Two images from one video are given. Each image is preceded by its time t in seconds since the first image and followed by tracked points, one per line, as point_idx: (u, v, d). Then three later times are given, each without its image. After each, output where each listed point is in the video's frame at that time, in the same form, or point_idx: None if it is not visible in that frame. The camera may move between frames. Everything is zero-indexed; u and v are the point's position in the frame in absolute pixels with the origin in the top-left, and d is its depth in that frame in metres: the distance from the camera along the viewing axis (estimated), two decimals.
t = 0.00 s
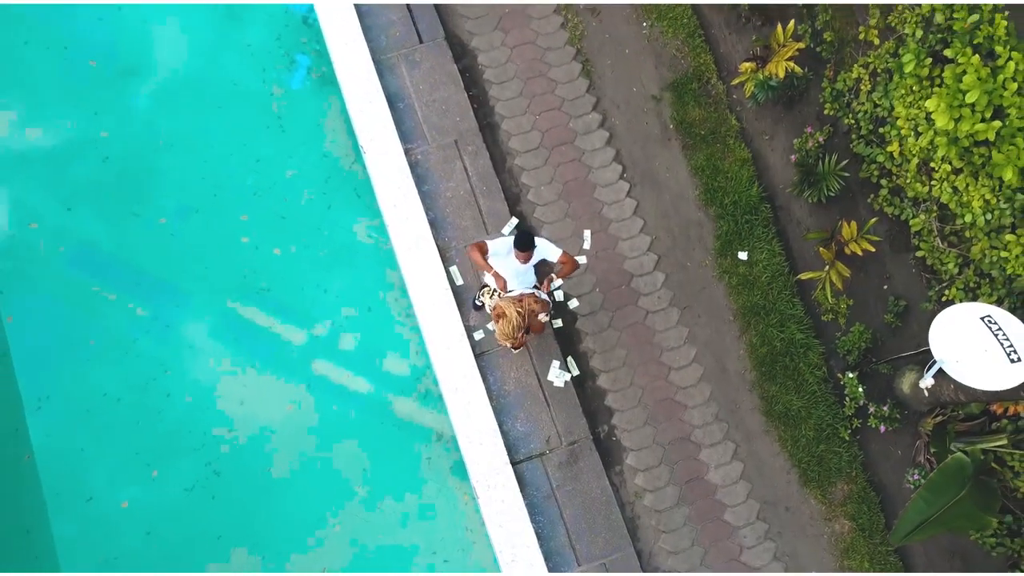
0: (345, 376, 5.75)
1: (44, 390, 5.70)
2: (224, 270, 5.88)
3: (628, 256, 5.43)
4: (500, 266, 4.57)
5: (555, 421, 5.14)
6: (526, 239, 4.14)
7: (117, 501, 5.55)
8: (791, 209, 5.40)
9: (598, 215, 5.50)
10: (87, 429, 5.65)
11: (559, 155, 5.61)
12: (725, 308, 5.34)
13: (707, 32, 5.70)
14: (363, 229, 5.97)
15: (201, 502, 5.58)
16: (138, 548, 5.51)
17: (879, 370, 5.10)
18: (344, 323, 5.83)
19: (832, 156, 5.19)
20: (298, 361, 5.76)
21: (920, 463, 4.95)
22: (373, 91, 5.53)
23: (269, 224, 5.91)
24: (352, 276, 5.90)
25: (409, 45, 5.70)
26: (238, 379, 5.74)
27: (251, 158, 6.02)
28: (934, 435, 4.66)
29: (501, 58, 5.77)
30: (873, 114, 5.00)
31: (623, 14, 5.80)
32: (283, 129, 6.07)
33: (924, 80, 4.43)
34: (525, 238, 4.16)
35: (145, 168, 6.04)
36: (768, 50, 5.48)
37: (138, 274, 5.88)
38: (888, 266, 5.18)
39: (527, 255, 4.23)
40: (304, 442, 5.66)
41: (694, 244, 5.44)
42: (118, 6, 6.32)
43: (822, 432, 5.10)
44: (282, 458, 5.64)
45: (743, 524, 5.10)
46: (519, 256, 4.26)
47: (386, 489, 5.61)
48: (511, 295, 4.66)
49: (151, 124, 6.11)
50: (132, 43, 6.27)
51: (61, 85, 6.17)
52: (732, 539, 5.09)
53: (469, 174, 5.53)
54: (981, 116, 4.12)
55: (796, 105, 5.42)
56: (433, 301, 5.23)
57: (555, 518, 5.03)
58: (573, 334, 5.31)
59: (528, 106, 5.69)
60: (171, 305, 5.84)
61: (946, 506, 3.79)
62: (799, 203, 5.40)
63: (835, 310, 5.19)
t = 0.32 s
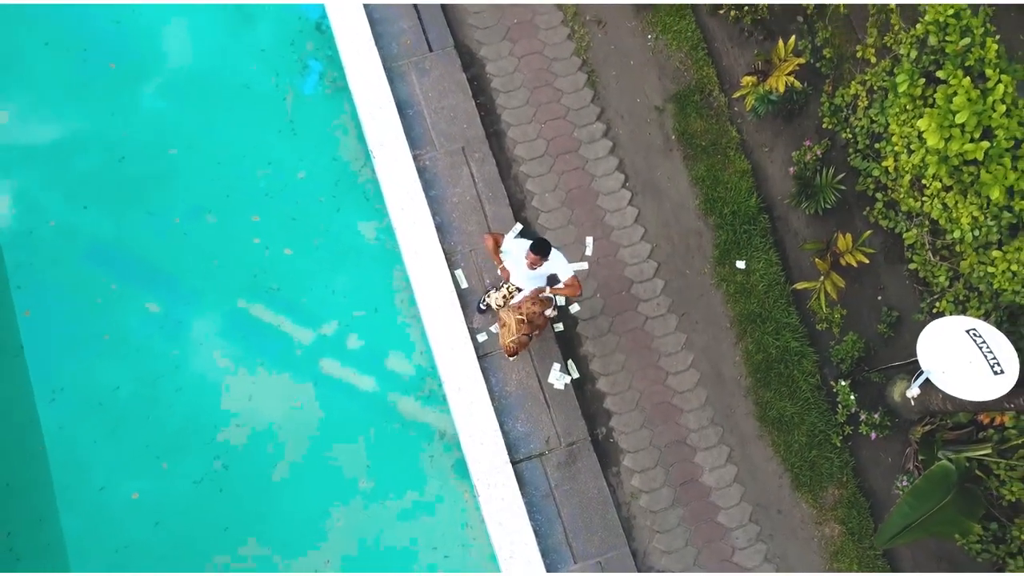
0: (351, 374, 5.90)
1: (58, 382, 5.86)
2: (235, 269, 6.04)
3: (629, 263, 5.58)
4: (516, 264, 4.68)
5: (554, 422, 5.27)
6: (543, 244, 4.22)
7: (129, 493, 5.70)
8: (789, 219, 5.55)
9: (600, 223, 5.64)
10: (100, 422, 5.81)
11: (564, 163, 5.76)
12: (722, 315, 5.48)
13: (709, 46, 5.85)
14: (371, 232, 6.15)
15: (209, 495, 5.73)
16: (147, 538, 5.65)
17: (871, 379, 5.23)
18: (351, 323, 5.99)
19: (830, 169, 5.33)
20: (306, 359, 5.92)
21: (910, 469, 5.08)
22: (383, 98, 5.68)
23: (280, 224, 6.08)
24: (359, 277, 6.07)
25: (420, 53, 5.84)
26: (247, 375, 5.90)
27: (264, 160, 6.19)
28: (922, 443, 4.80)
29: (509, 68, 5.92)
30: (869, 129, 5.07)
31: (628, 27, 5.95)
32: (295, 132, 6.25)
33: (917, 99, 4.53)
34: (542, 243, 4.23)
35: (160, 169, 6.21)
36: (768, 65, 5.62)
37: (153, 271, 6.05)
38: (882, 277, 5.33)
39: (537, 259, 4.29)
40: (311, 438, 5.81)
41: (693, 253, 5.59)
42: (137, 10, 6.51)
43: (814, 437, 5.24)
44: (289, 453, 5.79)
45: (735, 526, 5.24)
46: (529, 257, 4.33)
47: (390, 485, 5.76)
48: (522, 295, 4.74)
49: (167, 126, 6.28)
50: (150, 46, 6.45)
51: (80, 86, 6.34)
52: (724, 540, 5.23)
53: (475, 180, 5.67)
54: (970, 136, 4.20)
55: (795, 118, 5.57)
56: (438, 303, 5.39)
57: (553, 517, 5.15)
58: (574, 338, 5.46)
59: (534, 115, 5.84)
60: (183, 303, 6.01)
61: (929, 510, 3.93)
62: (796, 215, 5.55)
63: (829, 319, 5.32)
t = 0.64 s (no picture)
0: (358, 373, 6.07)
1: (73, 376, 6.04)
2: (247, 268, 6.22)
3: (630, 269, 5.73)
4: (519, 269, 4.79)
5: (554, 424, 5.43)
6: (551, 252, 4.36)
7: (140, 483, 5.87)
8: (787, 231, 5.70)
9: (603, 230, 5.80)
10: (113, 413, 5.98)
11: (568, 171, 5.91)
12: (720, 323, 5.64)
13: (713, 60, 6.00)
14: (380, 235, 6.33)
15: (218, 487, 5.89)
16: (156, 529, 5.82)
17: (863, 388, 5.38)
18: (359, 323, 6.16)
19: (827, 183, 5.47)
20: (314, 357, 6.09)
21: (899, 476, 5.23)
22: (395, 104, 5.82)
23: (292, 226, 6.26)
24: (368, 278, 6.24)
25: (430, 61, 6.00)
26: (257, 372, 6.07)
27: (277, 163, 6.37)
28: (911, 451, 4.97)
29: (517, 78, 6.08)
30: (866, 145, 5.19)
31: (634, 40, 6.11)
32: (308, 137, 6.43)
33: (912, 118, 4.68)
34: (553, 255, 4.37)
35: (176, 169, 6.39)
36: (770, 80, 5.77)
37: (167, 268, 6.23)
38: (876, 288, 5.47)
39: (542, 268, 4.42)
40: (318, 434, 5.98)
41: (693, 261, 5.74)
42: (157, 15, 6.69)
43: (807, 444, 5.39)
44: (296, 448, 5.96)
45: (728, 528, 5.39)
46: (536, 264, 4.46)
47: (394, 482, 5.92)
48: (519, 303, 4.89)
49: (183, 128, 6.46)
50: (170, 49, 6.63)
51: (100, 88, 6.52)
52: (717, 541, 5.38)
53: (482, 187, 5.82)
54: (960, 156, 4.32)
55: (795, 132, 5.72)
56: (444, 305, 5.53)
57: (550, 515, 5.31)
58: (575, 342, 5.62)
59: (540, 124, 6.00)
60: (196, 300, 6.18)
61: (912, 515, 4.08)
62: (794, 226, 5.70)
63: (824, 329, 5.45)
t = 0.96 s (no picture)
0: (365, 371, 6.24)
1: (88, 367, 6.22)
2: (258, 267, 6.39)
3: (631, 276, 5.89)
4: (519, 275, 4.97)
5: (554, 425, 5.59)
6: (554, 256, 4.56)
7: (151, 474, 6.06)
8: (786, 242, 5.85)
9: (606, 238, 5.95)
10: (127, 405, 6.17)
11: (574, 179, 6.07)
12: (718, 331, 5.79)
13: (717, 73, 6.16)
14: (388, 237, 6.50)
15: (226, 480, 6.07)
16: (166, 518, 6.00)
17: (856, 397, 5.53)
18: (366, 323, 6.34)
19: (826, 197, 5.62)
20: (322, 356, 6.26)
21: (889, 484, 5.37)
22: (406, 111, 5.99)
23: (304, 228, 6.44)
24: (376, 279, 6.42)
25: (442, 70, 6.16)
26: (266, 368, 6.24)
27: (290, 166, 6.55)
28: (902, 459, 5.09)
29: (526, 87, 6.24)
30: (864, 161, 5.33)
31: (641, 52, 6.26)
32: (321, 140, 6.61)
33: (907, 138, 4.81)
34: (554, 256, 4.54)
35: (191, 168, 6.57)
36: (773, 94, 5.91)
37: (181, 265, 6.41)
38: (871, 300, 5.62)
39: (542, 271, 4.58)
40: (324, 430, 6.15)
41: (693, 270, 5.90)
42: (177, 18, 6.88)
43: (800, 450, 5.53)
44: (303, 444, 6.12)
45: (721, 530, 5.54)
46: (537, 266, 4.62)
47: (397, 479, 6.08)
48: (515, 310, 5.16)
49: (200, 129, 6.64)
50: (189, 51, 6.81)
51: (119, 89, 6.71)
52: (711, 543, 5.53)
53: (490, 193, 5.98)
54: (951, 176, 4.46)
55: (796, 145, 5.87)
56: (450, 308, 5.71)
57: (549, 514, 5.47)
58: (577, 346, 5.77)
59: (547, 133, 6.16)
60: (208, 296, 6.36)
61: (897, 522, 4.25)
62: (792, 238, 5.85)
63: (819, 338, 5.62)
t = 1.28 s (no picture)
0: (371, 369, 6.41)
1: (104, 359, 6.41)
2: (270, 265, 6.56)
3: (633, 283, 6.05)
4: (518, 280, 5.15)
5: (555, 426, 5.75)
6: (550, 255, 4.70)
7: (162, 464, 6.24)
8: (784, 253, 6.01)
9: (609, 245, 6.11)
10: (140, 397, 6.35)
11: (579, 187, 6.23)
12: (716, 338, 5.95)
13: (722, 87, 6.31)
14: (397, 239, 6.67)
15: (235, 472, 6.24)
16: (176, 508, 6.18)
17: (849, 406, 5.68)
18: (374, 322, 6.51)
19: (824, 210, 5.77)
20: (330, 353, 6.43)
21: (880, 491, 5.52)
22: (417, 117, 6.15)
23: (315, 229, 6.62)
24: (384, 279, 6.59)
25: (453, 77, 6.33)
26: (276, 364, 6.41)
27: (303, 167, 6.72)
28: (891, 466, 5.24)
29: (534, 96, 6.40)
30: (861, 177, 5.48)
31: (647, 64, 6.42)
32: (333, 143, 6.79)
33: (902, 155, 4.97)
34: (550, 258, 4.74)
35: (207, 168, 6.76)
36: (775, 108, 6.07)
37: (195, 262, 6.59)
38: (867, 312, 5.76)
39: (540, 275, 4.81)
40: (331, 425, 6.32)
41: (693, 278, 6.05)
42: (197, 21, 7.06)
43: (793, 456, 5.69)
44: (310, 439, 6.29)
45: (715, 532, 5.70)
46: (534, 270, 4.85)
47: (401, 475, 6.25)
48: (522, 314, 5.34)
49: (217, 130, 6.82)
50: (206, 53, 6.99)
51: (139, 88, 6.89)
52: (704, 545, 5.68)
53: (497, 199, 6.14)
54: (943, 195, 4.64)
55: (797, 158, 6.03)
56: (456, 310, 5.84)
57: (548, 513, 5.63)
58: (578, 350, 5.93)
59: (554, 141, 6.32)
60: (221, 292, 6.54)
61: (883, 527, 4.39)
62: (791, 249, 6.00)
63: (814, 348, 5.77)
